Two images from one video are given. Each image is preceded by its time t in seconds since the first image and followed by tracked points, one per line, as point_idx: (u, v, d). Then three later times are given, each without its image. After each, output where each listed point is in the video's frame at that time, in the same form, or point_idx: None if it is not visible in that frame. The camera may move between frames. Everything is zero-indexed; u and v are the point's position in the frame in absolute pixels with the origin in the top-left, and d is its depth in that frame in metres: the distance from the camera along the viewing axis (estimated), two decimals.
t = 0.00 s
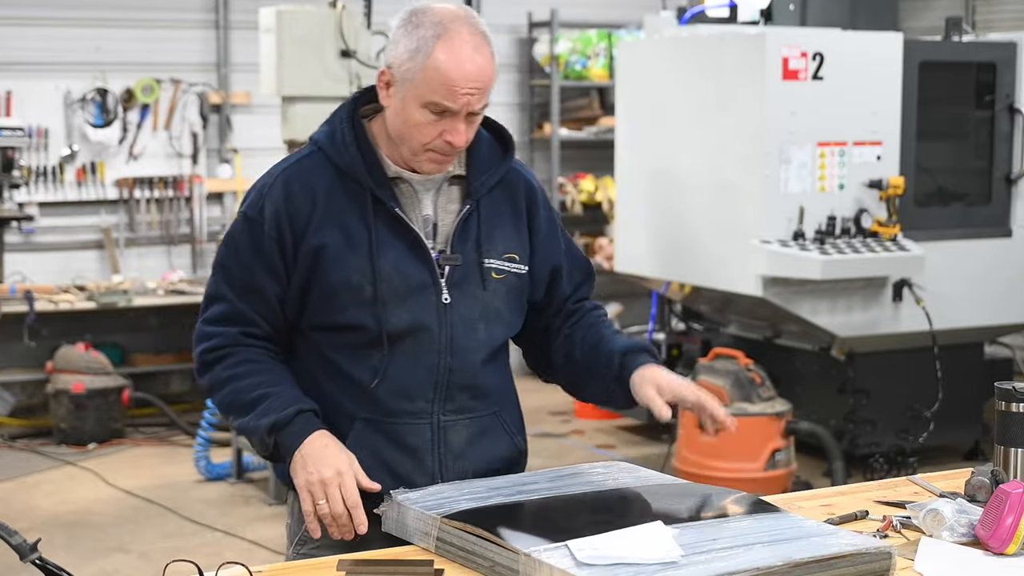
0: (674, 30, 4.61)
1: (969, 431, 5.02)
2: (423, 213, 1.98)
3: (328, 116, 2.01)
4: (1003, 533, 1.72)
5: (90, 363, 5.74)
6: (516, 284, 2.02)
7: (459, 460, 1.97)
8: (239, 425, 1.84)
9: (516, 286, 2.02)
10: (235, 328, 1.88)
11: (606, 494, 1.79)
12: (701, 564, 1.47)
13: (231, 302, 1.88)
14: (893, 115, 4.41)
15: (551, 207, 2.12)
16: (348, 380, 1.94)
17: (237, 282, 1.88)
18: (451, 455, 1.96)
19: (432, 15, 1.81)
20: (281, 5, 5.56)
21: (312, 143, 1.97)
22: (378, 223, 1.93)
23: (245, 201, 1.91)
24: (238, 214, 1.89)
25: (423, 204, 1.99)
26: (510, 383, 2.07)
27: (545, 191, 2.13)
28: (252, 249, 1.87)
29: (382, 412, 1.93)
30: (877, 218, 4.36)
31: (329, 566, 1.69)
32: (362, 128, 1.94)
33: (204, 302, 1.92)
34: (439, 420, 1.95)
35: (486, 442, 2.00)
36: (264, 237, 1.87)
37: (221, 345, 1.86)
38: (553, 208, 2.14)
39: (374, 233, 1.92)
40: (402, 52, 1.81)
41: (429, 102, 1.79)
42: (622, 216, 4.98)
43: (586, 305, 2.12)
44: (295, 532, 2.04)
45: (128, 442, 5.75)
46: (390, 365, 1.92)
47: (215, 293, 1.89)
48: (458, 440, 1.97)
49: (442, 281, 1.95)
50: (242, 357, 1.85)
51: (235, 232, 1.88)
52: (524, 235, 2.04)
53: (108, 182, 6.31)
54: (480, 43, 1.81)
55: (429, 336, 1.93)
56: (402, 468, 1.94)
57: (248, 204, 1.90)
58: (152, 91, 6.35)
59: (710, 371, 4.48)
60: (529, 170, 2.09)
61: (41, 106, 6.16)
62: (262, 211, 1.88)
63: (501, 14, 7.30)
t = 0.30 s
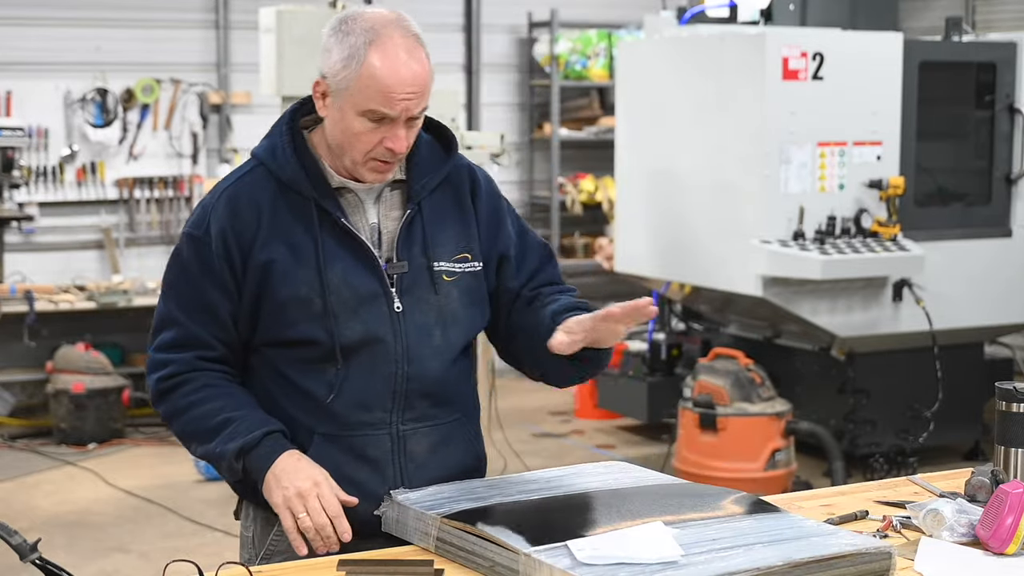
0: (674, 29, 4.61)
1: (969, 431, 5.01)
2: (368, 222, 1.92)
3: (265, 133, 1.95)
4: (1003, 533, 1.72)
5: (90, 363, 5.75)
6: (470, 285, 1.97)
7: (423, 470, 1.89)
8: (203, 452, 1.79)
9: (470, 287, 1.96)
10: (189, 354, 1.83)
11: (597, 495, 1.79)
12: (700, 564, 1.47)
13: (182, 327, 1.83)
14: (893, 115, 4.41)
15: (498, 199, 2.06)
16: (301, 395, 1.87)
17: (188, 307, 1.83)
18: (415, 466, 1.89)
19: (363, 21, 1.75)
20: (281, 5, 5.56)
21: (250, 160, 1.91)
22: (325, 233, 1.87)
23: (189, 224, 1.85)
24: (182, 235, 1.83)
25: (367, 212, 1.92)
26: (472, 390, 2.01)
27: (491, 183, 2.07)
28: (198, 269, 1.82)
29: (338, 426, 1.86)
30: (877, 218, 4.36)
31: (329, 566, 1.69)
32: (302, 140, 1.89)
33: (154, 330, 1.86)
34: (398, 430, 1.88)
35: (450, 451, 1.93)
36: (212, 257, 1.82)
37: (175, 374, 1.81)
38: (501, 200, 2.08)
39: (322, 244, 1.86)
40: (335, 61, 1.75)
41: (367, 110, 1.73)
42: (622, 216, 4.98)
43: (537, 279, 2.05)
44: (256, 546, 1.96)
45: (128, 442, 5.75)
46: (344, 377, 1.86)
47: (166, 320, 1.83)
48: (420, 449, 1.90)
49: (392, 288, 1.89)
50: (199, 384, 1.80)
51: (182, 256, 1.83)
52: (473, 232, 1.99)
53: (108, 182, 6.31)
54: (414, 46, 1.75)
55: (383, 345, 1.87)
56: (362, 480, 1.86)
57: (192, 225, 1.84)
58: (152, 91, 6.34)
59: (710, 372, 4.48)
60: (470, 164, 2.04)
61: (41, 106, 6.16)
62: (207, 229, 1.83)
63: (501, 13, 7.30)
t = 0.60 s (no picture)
0: (674, 30, 4.61)
1: (969, 431, 5.01)
2: (354, 225, 1.90)
3: (253, 131, 1.93)
4: (1003, 533, 1.72)
5: (90, 362, 5.73)
6: (459, 289, 1.94)
7: (406, 478, 1.90)
8: (189, 467, 1.81)
9: (458, 290, 1.94)
10: (177, 362, 1.83)
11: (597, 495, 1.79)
12: (699, 564, 1.47)
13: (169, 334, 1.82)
14: (893, 115, 4.41)
15: (491, 200, 2.02)
16: (285, 402, 1.87)
17: (174, 313, 1.82)
18: (396, 475, 1.89)
19: (343, 20, 1.73)
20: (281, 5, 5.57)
21: (238, 158, 1.89)
22: (309, 238, 1.85)
23: (175, 225, 1.84)
24: (168, 238, 1.82)
25: (354, 215, 1.90)
26: (460, 394, 1.99)
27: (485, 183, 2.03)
28: (184, 273, 1.81)
29: (321, 433, 1.86)
30: (877, 218, 4.36)
31: (330, 565, 1.69)
32: (290, 140, 1.86)
33: (143, 333, 1.85)
34: (381, 439, 1.88)
35: (433, 458, 1.93)
36: (197, 262, 1.81)
37: (162, 383, 1.81)
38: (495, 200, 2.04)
39: (306, 248, 1.84)
40: (318, 63, 1.72)
41: (354, 111, 1.71)
42: (622, 216, 4.99)
43: (523, 286, 2.01)
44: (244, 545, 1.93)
45: (128, 442, 5.75)
46: (327, 385, 1.85)
47: (153, 324, 1.83)
48: (402, 458, 1.89)
49: (376, 296, 1.86)
50: (186, 397, 1.81)
51: (168, 262, 1.82)
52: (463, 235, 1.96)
53: (108, 182, 6.31)
54: (397, 42, 1.72)
55: (366, 353, 1.85)
56: (342, 487, 1.87)
57: (178, 226, 1.83)
58: (152, 91, 6.34)
59: (710, 372, 4.48)
60: (463, 160, 2.01)
61: (41, 106, 6.16)
62: (193, 232, 1.81)
63: (501, 13, 7.30)
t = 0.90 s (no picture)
0: (674, 30, 4.61)
1: (970, 431, 5.01)
2: (354, 227, 1.89)
3: (252, 130, 1.92)
4: (1003, 533, 1.72)
5: (90, 362, 5.73)
6: (460, 291, 1.94)
7: (404, 483, 1.90)
8: (186, 477, 1.81)
9: (459, 292, 1.94)
10: (173, 366, 1.81)
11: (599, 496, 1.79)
12: (698, 564, 1.47)
13: (168, 338, 1.81)
14: (893, 114, 4.41)
15: (490, 199, 2.02)
16: (284, 406, 1.87)
17: (173, 315, 1.82)
18: (395, 479, 1.89)
19: (343, 22, 1.73)
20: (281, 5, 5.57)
21: (236, 157, 1.88)
22: (309, 240, 1.84)
23: (173, 224, 1.83)
24: (165, 237, 1.81)
25: (354, 217, 1.89)
26: (458, 396, 2.00)
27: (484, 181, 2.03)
28: (182, 272, 1.81)
29: (319, 437, 1.86)
30: (877, 218, 4.36)
31: (330, 565, 1.68)
32: (290, 140, 1.86)
33: (139, 334, 1.84)
34: (380, 445, 1.88)
35: (431, 462, 1.93)
36: (196, 261, 1.80)
37: (159, 388, 1.81)
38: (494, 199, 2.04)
39: (306, 251, 1.84)
40: (318, 65, 1.72)
41: (354, 113, 1.70)
42: (623, 216, 5.00)
43: (521, 285, 2.01)
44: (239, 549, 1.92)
45: (128, 442, 5.75)
46: (326, 390, 1.85)
47: (149, 325, 1.82)
48: (401, 464, 1.90)
49: (376, 299, 1.86)
50: (184, 406, 1.81)
51: (166, 264, 1.81)
52: (463, 236, 1.96)
53: (108, 182, 6.31)
54: (398, 45, 1.72)
55: (365, 357, 1.85)
56: (340, 491, 1.87)
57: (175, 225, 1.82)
58: (152, 91, 6.33)
59: (710, 372, 4.47)
60: (462, 159, 2.00)
61: (41, 106, 6.15)
62: (191, 232, 1.81)
63: (501, 13, 7.30)
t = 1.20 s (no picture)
0: (674, 30, 4.61)
1: (970, 431, 5.01)
2: (352, 225, 1.89)
3: (249, 129, 1.92)
4: (1003, 533, 1.72)
5: (90, 362, 5.72)
6: (458, 289, 1.94)
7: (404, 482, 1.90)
8: (184, 477, 1.81)
9: (458, 289, 1.94)
10: (170, 365, 1.81)
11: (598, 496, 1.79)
12: (699, 563, 1.47)
13: (165, 336, 1.81)
14: (893, 115, 4.41)
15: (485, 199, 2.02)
16: (282, 405, 1.86)
17: (170, 313, 1.81)
18: (395, 478, 1.89)
19: (344, 19, 1.73)
20: (281, 5, 5.57)
21: (234, 156, 1.88)
22: (307, 238, 1.84)
23: (170, 222, 1.83)
24: (162, 235, 1.81)
25: (351, 215, 1.89)
26: (456, 396, 2.00)
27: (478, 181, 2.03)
28: (180, 270, 1.80)
29: (318, 435, 1.86)
30: (877, 218, 4.36)
31: (330, 565, 1.68)
32: (286, 139, 1.86)
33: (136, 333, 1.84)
34: (380, 444, 1.88)
35: (430, 461, 1.93)
36: (193, 259, 1.80)
37: (156, 387, 1.80)
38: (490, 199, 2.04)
39: (304, 248, 1.84)
40: (318, 62, 1.72)
41: (351, 111, 1.70)
42: (622, 216, 5.01)
43: (518, 284, 2.02)
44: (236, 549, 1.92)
45: (128, 442, 5.75)
46: (325, 388, 1.85)
47: (147, 323, 1.82)
48: (401, 463, 1.90)
49: (374, 297, 1.86)
50: (181, 405, 1.80)
51: (163, 262, 1.81)
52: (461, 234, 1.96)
53: (108, 182, 6.31)
54: (398, 44, 1.72)
55: (363, 355, 1.85)
56: (338, 490, 1.87)
57: (172, 223, 1.82)
58: (152, 91, 6.34)
59: (710, 372, 4.48)
60: (458, 159, 2.01)
61: (41, 106, 6.15)
62: (188, 230, 1.80)
63: (501, 13, 7.30)
